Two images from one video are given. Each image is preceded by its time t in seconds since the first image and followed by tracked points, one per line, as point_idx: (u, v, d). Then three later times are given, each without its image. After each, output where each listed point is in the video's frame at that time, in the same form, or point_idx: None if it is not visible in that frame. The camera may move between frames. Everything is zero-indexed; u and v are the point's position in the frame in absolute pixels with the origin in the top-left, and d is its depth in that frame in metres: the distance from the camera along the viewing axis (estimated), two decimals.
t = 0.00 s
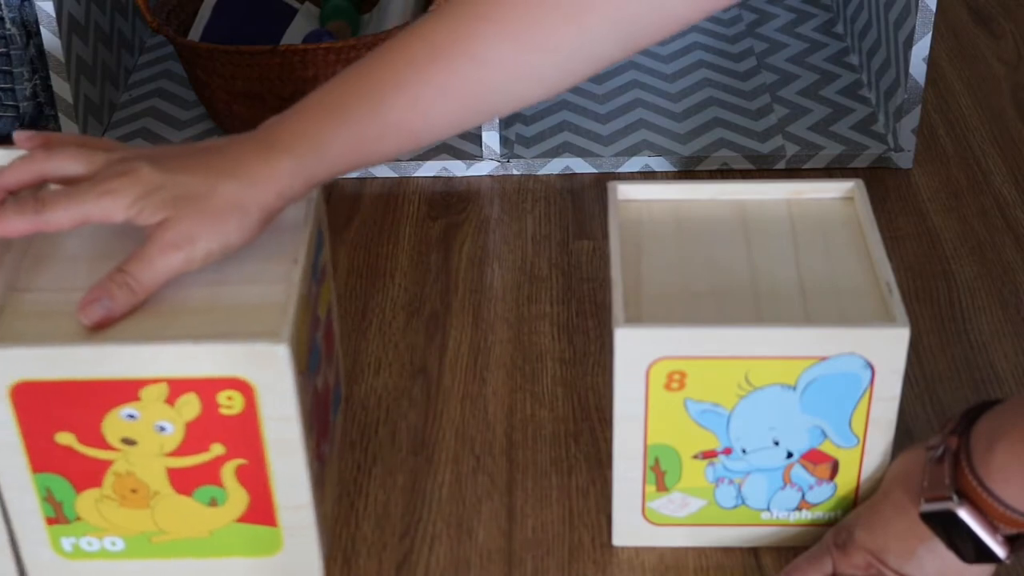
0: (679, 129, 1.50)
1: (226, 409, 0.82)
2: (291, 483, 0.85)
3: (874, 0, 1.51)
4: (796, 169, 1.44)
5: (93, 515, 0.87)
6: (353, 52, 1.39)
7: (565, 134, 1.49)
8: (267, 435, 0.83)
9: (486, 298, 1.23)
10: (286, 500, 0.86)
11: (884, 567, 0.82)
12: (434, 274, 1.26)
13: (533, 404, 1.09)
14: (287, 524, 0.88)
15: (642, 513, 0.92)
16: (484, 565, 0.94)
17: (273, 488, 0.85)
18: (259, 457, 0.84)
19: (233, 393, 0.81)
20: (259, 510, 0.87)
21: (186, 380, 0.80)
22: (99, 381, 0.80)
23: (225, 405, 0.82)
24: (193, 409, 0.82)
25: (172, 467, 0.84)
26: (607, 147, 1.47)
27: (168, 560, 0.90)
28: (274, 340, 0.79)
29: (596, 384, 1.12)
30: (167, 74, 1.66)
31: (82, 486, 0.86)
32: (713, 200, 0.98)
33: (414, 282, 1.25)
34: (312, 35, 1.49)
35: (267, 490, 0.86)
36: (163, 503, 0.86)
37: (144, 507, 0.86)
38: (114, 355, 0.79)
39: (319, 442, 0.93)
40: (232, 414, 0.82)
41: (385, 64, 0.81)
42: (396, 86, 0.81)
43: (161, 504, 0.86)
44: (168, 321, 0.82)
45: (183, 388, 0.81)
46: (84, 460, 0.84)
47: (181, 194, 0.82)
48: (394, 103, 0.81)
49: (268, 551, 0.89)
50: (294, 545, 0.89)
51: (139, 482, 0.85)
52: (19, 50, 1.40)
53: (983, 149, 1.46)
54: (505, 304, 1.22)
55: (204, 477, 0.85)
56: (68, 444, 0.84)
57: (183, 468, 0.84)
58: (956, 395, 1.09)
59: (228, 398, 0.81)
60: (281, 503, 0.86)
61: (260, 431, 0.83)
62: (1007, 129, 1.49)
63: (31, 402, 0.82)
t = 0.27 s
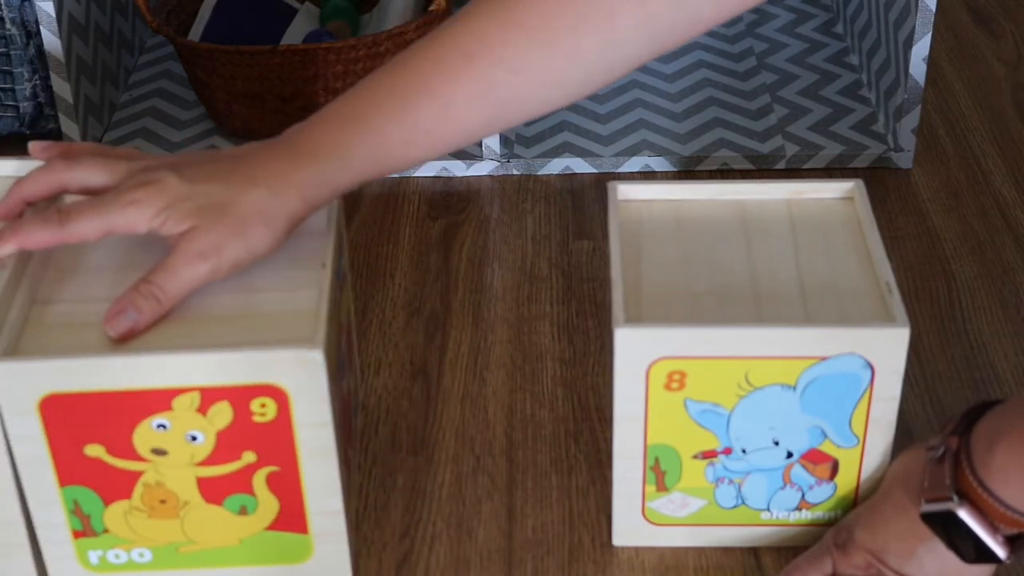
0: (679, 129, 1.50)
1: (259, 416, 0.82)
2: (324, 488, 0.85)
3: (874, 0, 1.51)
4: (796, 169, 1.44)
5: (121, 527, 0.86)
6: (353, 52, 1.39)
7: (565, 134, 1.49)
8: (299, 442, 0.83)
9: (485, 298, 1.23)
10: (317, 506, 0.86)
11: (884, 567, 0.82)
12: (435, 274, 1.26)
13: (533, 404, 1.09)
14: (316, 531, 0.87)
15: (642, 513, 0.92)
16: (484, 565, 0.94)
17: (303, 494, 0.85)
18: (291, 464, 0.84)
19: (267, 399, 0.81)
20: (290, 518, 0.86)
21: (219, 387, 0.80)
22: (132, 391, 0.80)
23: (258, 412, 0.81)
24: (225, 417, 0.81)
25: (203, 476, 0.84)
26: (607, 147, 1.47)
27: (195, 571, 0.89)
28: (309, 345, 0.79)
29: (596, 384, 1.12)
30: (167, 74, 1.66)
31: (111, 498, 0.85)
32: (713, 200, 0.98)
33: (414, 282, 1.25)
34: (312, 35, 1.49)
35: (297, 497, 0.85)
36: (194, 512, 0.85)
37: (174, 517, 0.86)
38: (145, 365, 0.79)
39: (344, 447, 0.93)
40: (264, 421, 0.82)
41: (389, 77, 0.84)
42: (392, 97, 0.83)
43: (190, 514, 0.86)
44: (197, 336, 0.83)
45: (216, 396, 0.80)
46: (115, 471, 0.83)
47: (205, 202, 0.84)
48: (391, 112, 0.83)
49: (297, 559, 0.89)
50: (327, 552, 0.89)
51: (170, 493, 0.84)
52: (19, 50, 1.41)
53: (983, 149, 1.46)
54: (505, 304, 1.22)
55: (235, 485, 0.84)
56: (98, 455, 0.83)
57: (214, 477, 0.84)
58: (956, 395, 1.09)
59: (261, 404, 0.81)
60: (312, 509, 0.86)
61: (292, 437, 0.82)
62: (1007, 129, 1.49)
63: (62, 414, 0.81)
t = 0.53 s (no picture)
0: (679, 129, 1.50)
1: (259, 416, 0.82)
2: (324, 488, 0.85)
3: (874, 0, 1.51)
4: (795, 169, 1.44)
5: (121, 527, 0.86)
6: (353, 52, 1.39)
7: (565, 134, 1.49)
8: (299, 441, 0.83)
9: (485, 299, 1.23)
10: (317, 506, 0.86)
11: (883, 567, 0.83)
12: (435, 274, 1.26)
13: (533, 404, 1.09)
14: (316, 531, 0.87)
15: (642, 512, 0.92)
16: (484, 565, 0.94)
17: (304, 494, 0.85)
18: (291, 464, 0.84)
19: (268, 399, 0.81)
20: (290, 519, 0.86)
21: (220, 387, 0.80)
22: (131, 391, 0.80)
23: (258, 412, 0.81)
24: (226, 416, 0.81)
25: (203, 476, 0.84)
26: (606, 147, 1.47)
27: (195, 572, 0.89)
28: (309, 345, 0.79)
29: (595, 384, 1.12)
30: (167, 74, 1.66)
31: (111, 498, 0.85)
32: (713, 200, 0.98)
33: (414, 282, 1.25)
34: (312, 35, 1.49)
35: (297, 497, 0.85)
36: (194, 512, 0.86)
37: (174, 516, 0.86)
38: (145, 364, 0.79)
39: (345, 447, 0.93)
40: (264, 421, 0.82)
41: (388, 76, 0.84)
42: (386, 72, 0.73)
43: (190, 514, 0.86)
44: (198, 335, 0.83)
45: (216, 396, 0.80)
46: (115, 471, 0.83)
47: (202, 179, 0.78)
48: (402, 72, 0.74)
49: (298, 559, 0.89)
50: (327, 552, 0.89)
51: (170, 493, 0.84)
52: (19, 50, 1.41)
53: (983, 149, 1.46)
54: (505, 304, 1.22)
55: (234, 485, 0.84)
56: (98, 455, 0.83)
57: (214, 477, 0.84)
58: (956, 395, 1.09)
59: (262, 404, 0.81)
60: (313, 509, 0.86)
61: (292, 437, 0.82)
62: (1006, 129, 1.49)
63: (61, 414, 0.81)
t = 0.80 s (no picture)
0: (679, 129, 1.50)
1: (259, 416, 0.82)
2: (324, 488, 0.85)
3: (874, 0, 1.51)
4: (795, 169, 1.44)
5: (121, 526, 0.86)
6: (353, 52, 1.39)
7: (565, 134, 1.49)
8: (299, 441, 0.83)
9: (485, 299, 1.23)
10: (317, 506, 0.86)
11: (883, 567, 0.83)
12: (435, 274, 1.27)
13: (533, 404, 1.09)
14: (316, 531, 0.87)
15: (642, 512, 0.92)
16: (483, 565, 0.94)
17: (304, 494, 0.85)
18: (291, 464, 0.84)
19: (268, 399, 0.81)
20: (291, 519, 0.87)
21: (220, 387, 0.80)
22: (132, 391, 0.80)
23: (258, 412, 0.81)
24: (226, 416, 0.81)
25: (203, 476, 0.84)
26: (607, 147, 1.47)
27: (195, 572, 0.89)
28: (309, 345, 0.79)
29: (595, 385, 1.12)
30: (167, 74, 1.66)
31: (111, 498, 0.85)
32: (713, 201, 0.98)
33: (414, 283, 1.25)
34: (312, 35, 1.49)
35: (298, 497, 0.85)
36: (194, 512, 0.86)
37: (174, 516, 0.86)
38: (145, 364, 0.79)
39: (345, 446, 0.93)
40: (264, 421, 0.82)
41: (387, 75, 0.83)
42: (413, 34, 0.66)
43: (190, 514, 0.86)
44: (198, 334, 0.83)
45: (216, 396, 0.81)
46: (116, 471, 0.83)
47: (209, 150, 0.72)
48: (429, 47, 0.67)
49: (298, 559, 0.89)
50: (327, 552, 0.89)
51: (170, 492, 0.84)
52: (19, 50, 1.41)
53: (982, 149, 1.46)
54: (505, 304, 1.22)
55: (234, 485, 0.84)
56: (98, 455, 0.83)
57: (214, 477, 0.84)
58: (956, 395, 1.09)
59: (262, 404, 0.81)
60: (314, 509, 0.86)
61: (292, 437, 0.83)
62: (1006, 128, 1.49)
63: (62, 414, 0.81)
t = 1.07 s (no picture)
0: (679, 129, 1.51)
1: (259, 415, 0.82)
2: (325, 488, 0.86)
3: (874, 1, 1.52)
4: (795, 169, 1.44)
5: (122, 525, 0.87)
6: (353, 52, 1.39)
7: (565, 135, 1.49)
8: (299, 441, 0.83)
9: (485, 299, 1.23)
10: (318, 506, 0.87)
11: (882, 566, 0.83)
12: (436, 275, 1.27)
13: (533, 404, 1.10)
14: (317, 530, 0.88)
15: (643, 507, 0.93)
16: (484, 565, 0.94)
17: (305, 494, 0.86)
18: (292, 463, 0.84)
19: (269, 398, 0.81)
20: (292, 518, 0.87)
21: (222, 386, 0.81)
22: (133, 391, 0.80)
23: (259, 411, 0.82)
24: (228, 416, 0.82)
25: (204, 475, 0.84)
26: (607, 148, 1.47)
27: (196, 571, 0.90)
28: (309, 344, 0.80)
29: (595, 385, 1.12)
30: (168, 75, 1.66)
31: (113, 496, 0.85)
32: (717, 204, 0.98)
33: (413, 283, 1.26)
34: (312, 36, 1.49)
35: (298, 496, 0.86)
36: (195, 510, 0.86)
37: (175, 515, 0.86)
38: (147, 364, 0.79)
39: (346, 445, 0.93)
40: (265, 420, 0.82)
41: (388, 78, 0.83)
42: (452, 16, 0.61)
43: (191, 513, 0.86)
44: (198, 334, 0.84)
45: (217, 396, 0.81)
46: (117, 469, 0.84)
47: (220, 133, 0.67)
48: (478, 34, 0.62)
49: (299, 558, 0.89)
50: (327, 552, 0.89)
51: (170, 492, 0.85)
52: (21, 52, 1.42)
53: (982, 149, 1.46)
54: (505, 304, 1.23)
55: (235, 484, 0.85)
56: (101, 455, 0.83)
57: (214, 476, 0.84)
58: (955, 394, 1.09)
59: (263, 403, 0.82)
60: (314, 508, 0.87)
61: (292, 437, 0.83)
62: (1005, 129, 1.50)
63: (63, 414, 0.81)
